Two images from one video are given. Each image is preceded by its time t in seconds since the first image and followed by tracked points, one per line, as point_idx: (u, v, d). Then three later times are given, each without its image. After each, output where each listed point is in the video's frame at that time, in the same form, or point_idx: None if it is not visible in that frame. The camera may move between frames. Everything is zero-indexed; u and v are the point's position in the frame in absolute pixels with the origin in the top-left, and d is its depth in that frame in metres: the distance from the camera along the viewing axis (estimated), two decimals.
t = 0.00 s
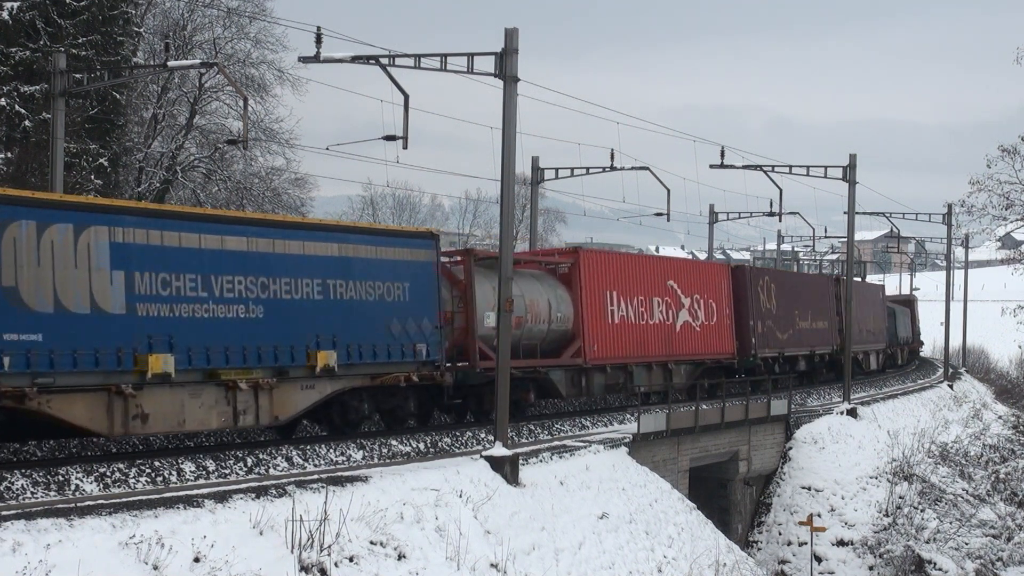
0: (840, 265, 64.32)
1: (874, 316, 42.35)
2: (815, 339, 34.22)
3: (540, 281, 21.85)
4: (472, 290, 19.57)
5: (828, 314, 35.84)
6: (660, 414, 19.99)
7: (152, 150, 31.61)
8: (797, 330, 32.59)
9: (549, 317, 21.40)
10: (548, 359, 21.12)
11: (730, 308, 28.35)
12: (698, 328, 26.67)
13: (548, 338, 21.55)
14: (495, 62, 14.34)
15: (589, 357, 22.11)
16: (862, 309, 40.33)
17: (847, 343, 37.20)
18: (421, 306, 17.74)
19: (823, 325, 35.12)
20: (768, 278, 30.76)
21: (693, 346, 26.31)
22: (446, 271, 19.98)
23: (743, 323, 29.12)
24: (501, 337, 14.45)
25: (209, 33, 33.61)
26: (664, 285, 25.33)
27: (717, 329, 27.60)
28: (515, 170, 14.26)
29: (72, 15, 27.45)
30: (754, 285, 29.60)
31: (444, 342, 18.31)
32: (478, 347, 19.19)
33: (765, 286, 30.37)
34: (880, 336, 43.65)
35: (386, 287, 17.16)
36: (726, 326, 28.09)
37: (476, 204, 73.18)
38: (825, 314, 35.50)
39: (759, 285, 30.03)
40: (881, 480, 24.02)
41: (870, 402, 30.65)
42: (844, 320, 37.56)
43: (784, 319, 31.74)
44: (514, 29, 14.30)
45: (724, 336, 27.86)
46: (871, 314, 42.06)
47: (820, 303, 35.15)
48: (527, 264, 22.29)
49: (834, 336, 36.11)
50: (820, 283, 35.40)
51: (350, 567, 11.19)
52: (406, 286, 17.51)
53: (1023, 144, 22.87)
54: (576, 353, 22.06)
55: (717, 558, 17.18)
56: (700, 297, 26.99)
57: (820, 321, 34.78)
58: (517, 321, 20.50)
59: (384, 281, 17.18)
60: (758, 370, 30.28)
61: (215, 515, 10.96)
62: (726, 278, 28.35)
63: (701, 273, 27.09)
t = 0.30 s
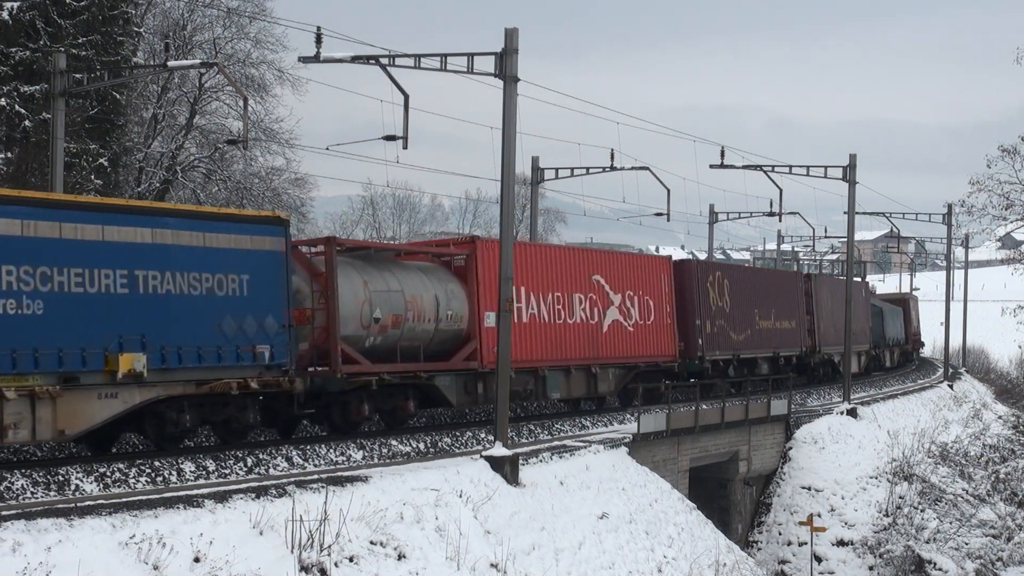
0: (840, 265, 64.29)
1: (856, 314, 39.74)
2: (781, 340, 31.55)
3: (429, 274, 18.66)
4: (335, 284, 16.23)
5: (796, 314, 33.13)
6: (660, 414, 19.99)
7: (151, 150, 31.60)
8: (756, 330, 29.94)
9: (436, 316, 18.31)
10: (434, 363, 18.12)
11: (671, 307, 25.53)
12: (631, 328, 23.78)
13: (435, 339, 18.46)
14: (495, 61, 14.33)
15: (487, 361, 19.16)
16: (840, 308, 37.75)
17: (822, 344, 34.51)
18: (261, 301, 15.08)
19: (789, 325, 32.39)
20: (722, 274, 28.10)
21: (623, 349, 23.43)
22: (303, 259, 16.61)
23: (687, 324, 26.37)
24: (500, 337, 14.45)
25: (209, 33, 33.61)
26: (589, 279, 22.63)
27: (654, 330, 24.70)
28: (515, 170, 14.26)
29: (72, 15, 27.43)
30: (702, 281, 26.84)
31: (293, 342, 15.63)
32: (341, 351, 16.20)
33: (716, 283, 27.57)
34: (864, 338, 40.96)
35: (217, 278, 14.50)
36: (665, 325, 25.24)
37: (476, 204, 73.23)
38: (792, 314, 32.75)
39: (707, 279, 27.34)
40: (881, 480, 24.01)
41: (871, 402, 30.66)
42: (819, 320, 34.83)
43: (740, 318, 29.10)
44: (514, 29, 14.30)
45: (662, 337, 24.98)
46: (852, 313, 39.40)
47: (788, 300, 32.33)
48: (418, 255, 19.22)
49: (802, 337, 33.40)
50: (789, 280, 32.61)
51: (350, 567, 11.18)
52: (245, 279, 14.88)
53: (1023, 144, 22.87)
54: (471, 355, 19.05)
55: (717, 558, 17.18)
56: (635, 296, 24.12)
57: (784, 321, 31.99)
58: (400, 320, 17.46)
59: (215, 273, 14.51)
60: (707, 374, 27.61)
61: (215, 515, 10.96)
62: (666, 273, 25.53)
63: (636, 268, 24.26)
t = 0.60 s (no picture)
0: (840, 265, 64.27)
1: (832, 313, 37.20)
2: (740, 343, 29.13)
3: (302, 266, 16.18)
4: (171, 276, 13.74)
5: (761, 314, 30.70)
6: (660, 414, 19.99)
7: (151, 150, 31.60)
8: (709, 331, 27.53)
9: (310, 314, 15.83)
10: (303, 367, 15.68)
11: (607, 305, 23.23)
12: (555, 328, 21.42)
13: (308, 341, 15.97)
14: (494, 62, 14.33)
15: (369, 364, 16.84)
16: (814, 306, 35.14)
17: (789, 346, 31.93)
18: (71, 298, 12.66)
19: (751, 327, 29.95)
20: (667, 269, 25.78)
21: (545, 353, 21.09)
22: (135, 248, 14.10)
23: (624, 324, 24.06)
24: (500, 337, 14.45)
25: (210, 33, 33.62)
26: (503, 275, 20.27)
27: (583, 331, 22.33)
28: (515, 170, 14.26)
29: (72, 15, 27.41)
30: (642, 279, 24.56)
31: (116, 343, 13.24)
32: (178, 352, 13.77)
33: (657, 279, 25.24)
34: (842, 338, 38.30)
35: (8, 270, 12.00)
36: (596, 325, 22.88)
37: (476, 204, 73.25)
38: (756, 314, 30.30)
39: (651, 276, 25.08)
40: (881, 480, 24.02)
41: (871, 402, 30.66)
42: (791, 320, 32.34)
43: (691, 319, 26.72)
44: (514, 29, 14.30)
45: (595, 340, 22.61)
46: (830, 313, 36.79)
47: (750, 300, 29.93)
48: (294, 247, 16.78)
49: (768, 339, 30.90)
50: (753, 279, 30.23)
51: (350, 567, 11.19)
52: (50, 271, 12.40)
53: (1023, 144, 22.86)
54: (352, 359, 16.70)
55: (717, 558, 17.18)
56: (560, 294, 21.77)
57: (744, 321, 29.56)
58: (260, 318, 14.99)
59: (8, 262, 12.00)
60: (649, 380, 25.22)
61: (216, 515, 10.96)
62: (600, 271, 23.20)
63: (561, 264, 21.97)
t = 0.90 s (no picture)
0: (839, 264, 64.26)
1: (806, 310, 33.91)
2: (682, 344, 26.05)
3: (107, 255, 13.31)
4: None
5: (709, 311, 27.58)
6: (660, 414, 19.99)
7: (151, 150, 31.59)
8: (644, 332, 24.42)
9: (110, 312, 12.91)
10: (102, 373, 12.83)
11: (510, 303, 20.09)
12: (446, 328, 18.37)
13: (109, 343, 13.06)
14: (495, 62, 14.33)
15: (191, 369, 13.92)
16: (782, 303, 31.92)
17: (747, 348, 28.66)
18: None
19: (696, 326, 26.82)
20: (591, 263, 22.77)
21: (428, 356, 17.92)
22: None
23: (536, 323, 21.00)
24: (500, 337, 14.45)
25: (210, 33, 33.61)
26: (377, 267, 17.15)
27: (477, 332, 19.06)
28: (515, 170, 14.26)
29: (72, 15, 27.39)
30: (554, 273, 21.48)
31: None
32: None
33: (576, 274, 22.20)
34: (817, 338, 34.94)
35: None
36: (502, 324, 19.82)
37: (476, 204, 73.29)
38: (701, 312, 27.19)
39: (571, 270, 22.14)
40: (881, 480, 24.01)
41: (871, 401, 30.67)
42: (752, 319, 29.05)
43: (620, 319, 23.62)
44: (514, 29, 14.29)
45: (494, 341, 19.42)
46: (802, 311, 33.53)
47: (694, 297, 26.75)
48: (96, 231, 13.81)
49: (718, 340, 27.76)
50: (698, 273, 27.13)
51: (350, 567, 11.18)
52: None
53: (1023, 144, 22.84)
54: (167, 362, 13.79)
55: (717, 558, 17.18)
56: (448, 289, 18.55)
57: (687, 320, 26.45)
58: (36, 316, 12.05)
59: None
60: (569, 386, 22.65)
61: (215, 515, 10.96)
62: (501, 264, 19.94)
63: (450, 255, 18.72)
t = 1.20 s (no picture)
0: (840, 264, 64.29)
1: (773, 309, 31.47)
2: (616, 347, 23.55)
3: None
4: None
5: (651, 312, 25.11)
6: (660, 414, 19.98)
7: (151, 150, 31.60)
8: (568, 332, 21.94)
9: None
10: None
11: (400, 301, 17.25)
12: (315, 329, 15.73)
13: None
14: (495, 61, 14.33)
15: None
16: (746, 300, 29.68)
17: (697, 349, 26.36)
18: None
19: (635, 328, 24.37)
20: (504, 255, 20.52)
21: (294, 360, 15.43)
22: None
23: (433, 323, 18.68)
24: (500, 337, 14.44)
25: (210, 33, 33.60)
26: (223, 258, 14.52)
27: (361, 334, 16.50)
28: (515, 170, 14.27)
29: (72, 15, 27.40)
30: (457, 266, 19.15)
31: None
32: None
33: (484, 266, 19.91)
34: (789, 341, 32.52)
35: None
36: (392, 325, 17.08)
37: (477, 204, 73.30)
38: (642, 313, 24.73)
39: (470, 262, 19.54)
40: (881, 480, 24.01)
41: (871, 401, 30.66)
42: (705, 318, 26.97)
43: (540, 318, 21.21)
44: (514, 29, 14.29)
45: (381, 340, 16.79)
46: (769, 309, 31.23)
47: (633, 296, 24.40)
48: None
49: (663, 344, 25.36)
50: (639, 269, 24.75)
51: (350, 567, 11.18)
52: None
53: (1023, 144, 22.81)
54: None
55: (717, 558, 17.17)
56: (322, 283, 15.98)
57: (624, 321, 23.99)
58: None
59: None
60: (477, 394, 19.90)
61: (215, 515, 10.96)
62: (393, 255, 17.24)
63: (327, 246, 16.16)
